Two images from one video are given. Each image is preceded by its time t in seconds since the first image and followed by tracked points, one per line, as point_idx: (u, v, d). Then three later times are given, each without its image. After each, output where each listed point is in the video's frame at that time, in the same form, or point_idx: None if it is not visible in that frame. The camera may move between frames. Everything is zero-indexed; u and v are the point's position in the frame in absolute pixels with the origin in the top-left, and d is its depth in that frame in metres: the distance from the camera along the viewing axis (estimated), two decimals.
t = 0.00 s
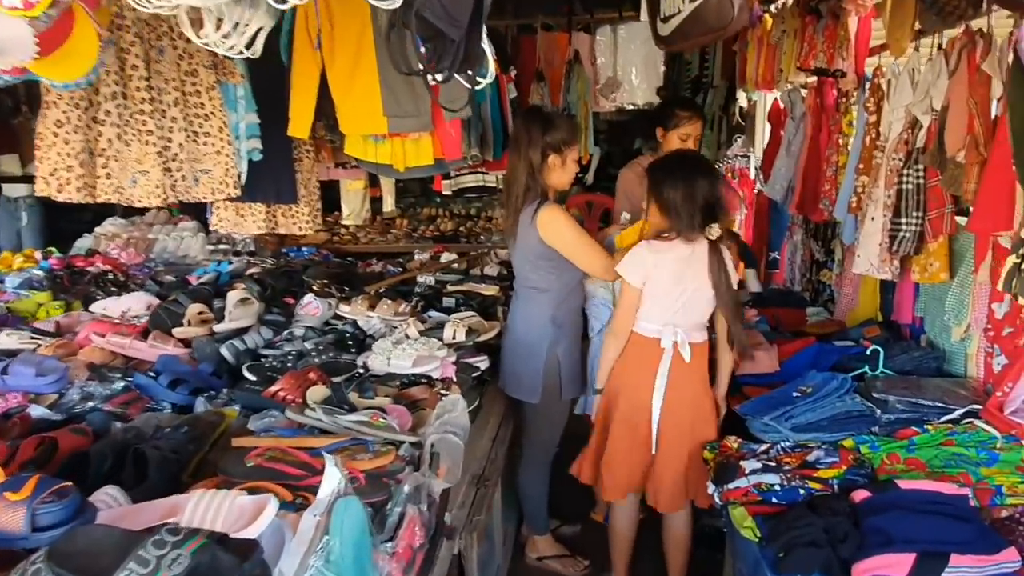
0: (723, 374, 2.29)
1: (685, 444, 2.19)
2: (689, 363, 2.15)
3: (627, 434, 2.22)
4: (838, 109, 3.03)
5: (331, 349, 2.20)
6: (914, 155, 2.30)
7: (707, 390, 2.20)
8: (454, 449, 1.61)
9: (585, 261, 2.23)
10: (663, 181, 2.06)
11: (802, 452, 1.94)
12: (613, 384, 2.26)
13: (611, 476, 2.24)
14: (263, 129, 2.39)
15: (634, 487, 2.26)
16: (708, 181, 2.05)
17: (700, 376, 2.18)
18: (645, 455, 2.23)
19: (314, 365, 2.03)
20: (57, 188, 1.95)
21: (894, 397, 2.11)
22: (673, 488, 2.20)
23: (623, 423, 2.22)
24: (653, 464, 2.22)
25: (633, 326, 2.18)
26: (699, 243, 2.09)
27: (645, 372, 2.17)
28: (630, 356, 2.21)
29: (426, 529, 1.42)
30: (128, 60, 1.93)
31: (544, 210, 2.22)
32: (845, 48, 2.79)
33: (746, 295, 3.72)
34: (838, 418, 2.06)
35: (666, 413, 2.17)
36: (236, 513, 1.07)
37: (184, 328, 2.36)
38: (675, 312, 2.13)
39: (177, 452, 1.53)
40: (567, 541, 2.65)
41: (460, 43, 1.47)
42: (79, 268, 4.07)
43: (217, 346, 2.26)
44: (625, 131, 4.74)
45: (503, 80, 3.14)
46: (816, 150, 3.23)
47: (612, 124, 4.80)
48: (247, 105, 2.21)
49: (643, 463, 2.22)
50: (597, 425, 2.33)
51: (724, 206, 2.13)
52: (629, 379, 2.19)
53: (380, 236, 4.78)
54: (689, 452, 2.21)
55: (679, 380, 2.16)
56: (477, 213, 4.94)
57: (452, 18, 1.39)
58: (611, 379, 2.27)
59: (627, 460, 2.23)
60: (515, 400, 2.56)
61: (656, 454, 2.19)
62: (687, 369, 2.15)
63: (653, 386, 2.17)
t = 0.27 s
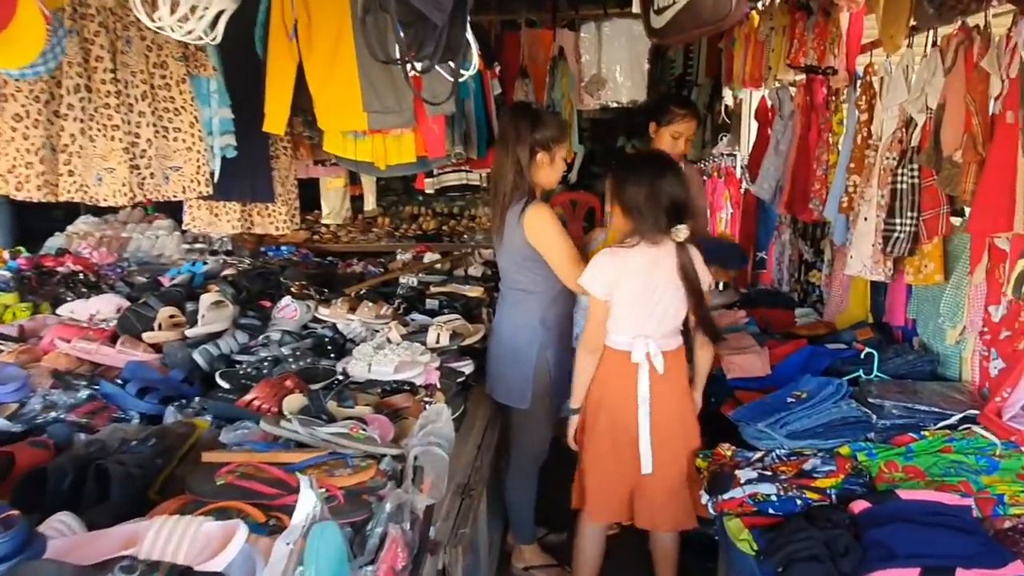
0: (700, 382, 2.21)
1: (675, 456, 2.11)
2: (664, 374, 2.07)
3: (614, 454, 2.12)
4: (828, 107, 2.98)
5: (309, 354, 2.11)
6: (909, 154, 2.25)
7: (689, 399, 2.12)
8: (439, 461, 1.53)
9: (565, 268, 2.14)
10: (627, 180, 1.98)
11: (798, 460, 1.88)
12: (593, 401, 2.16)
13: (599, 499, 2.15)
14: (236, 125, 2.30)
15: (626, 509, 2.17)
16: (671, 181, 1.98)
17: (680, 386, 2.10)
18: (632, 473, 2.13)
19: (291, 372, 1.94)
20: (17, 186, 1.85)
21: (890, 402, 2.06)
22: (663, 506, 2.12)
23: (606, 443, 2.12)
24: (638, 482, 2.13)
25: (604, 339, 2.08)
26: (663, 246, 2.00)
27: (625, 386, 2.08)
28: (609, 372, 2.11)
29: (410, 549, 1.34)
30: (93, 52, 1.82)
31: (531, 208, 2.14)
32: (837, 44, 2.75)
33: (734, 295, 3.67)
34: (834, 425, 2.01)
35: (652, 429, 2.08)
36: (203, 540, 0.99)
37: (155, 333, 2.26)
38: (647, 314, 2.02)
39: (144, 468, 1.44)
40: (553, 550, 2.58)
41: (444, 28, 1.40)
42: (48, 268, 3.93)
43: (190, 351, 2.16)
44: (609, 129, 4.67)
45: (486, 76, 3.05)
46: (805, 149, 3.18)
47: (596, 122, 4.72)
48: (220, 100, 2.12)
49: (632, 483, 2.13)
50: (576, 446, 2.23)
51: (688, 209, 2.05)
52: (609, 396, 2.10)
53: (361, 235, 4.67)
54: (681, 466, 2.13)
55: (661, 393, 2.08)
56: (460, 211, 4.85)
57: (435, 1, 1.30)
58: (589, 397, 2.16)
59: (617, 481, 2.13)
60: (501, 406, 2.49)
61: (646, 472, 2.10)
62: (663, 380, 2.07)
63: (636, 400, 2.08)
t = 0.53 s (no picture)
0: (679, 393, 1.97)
1: (634, 466, 1.91)
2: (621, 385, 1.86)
3: (568, 461, 1.92)
4: (824, 106, 2.93)
5: (295, 359, 2.03)
6: (910, 154, 2.19)
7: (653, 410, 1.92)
8: (432, 474, 1.46)
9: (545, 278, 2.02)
10: (563, 179, 1.78)
11: (801, 469, 1.83)
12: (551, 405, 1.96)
13: (548, 509, 1.95)
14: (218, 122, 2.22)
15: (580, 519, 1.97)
16: (610, 180, 1.76)
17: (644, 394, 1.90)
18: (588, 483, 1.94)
19: (276, 379, 1.86)
20: None
21: (892, 408, 2.01)
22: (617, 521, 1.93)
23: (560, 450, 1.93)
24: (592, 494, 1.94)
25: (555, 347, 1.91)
26: (609, 247, 1.79)
27: (581, 392, 1.88)
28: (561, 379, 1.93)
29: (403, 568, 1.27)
30: (66, 43, 1.74)
31: (519, 209, 2.00)
32: (835, 42, 2.71)
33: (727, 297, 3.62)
34: (836, 432, 1.96)
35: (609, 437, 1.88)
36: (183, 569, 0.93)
37: (134, 337, 2.17)
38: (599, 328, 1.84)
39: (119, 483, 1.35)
40: (547, 558, 2.51)
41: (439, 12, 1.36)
42: (24, 269, 3.81)
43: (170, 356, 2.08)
44: (598, 129, 4.61)
45: (477, 72, 2.98)
46: (800, 149, 3.12)
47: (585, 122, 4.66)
48: (202, 95, 2.06)
49: (587, 491, 1.94)
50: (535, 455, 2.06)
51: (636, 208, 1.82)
52: (565, 400, 1.90)
53: (348, 235, 4.58)
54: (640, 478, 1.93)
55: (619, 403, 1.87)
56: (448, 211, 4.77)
57: None
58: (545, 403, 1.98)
59: (571, 489, 1.93)
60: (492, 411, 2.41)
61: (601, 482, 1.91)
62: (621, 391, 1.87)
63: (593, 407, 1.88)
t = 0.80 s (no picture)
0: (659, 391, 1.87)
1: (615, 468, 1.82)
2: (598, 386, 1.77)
3: (545, 469, 1.81)
4: (816, 102, 2.91)
5: (280, 360, 1.97)
6: (904, 150, 2.12)
7: (631, 411, 1.82)
8: (422, 478, 1.42)
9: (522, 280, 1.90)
10: (534, 172, 1.65)
11: (799, 470, 1.80)
12: (526, 410, 1.86)
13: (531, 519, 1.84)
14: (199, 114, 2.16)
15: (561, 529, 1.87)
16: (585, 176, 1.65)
17: (622, 394, 1.80)
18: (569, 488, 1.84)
19: (260, 380, 1.80)
20: None
21: (889, 407, 1.98)
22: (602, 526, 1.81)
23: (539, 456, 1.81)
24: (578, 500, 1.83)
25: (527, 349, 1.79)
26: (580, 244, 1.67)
27: (556, 394, 1.78)
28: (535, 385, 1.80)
29: None
30: (39, 32, 1.66)
31: (504, 207, 1.88)
32: (828, 37, 2.69)
33: (717, 294, 3.59)
34: (832, 431, 1.94)
35: (588, 440, 1.78)
36: None
37: (112, 337, 2.10)
38: (563, 326, 1.69)
39: (95, 492, 1.29)
40: (537, 561, 2.47)
41: None
42: None
43: (150, 357, 2.01)
44: (585, 126, 4.58)
45: (465, 66, 2.93)
46: (790, 146, 3.10)
47: (572, 119, 4.62)
48: (181, 88, 2.00)
49: (568, 499, 1.83)
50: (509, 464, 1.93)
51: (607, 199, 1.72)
52: (540, 404, 1.80)
53: (333, 232, 4.51)
54: (620, 479, 1.84)
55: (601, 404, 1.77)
56: (435, 208, 4.72)
57: None
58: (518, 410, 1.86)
59: (549, 498, 1.83)
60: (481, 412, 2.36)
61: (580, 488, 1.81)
62: (598, 392, 1.77)
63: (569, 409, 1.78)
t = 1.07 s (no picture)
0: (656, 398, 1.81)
1: (602, 478, 1.74)
2: (586, 392, 1.69)
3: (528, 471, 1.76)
4: (807, 99, 2.89)
5: (263, 362, 1.92)
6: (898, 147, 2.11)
7: (625, 419, 1.73)
8: (409, 484, 1.38)
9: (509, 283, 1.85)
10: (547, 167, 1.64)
11: (793, 472, 1.77)
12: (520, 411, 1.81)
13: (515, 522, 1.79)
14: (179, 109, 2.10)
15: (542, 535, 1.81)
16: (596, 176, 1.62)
17: (615, 401, 1.71)
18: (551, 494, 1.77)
19: (243, 383, 1.75)
20: None
21: (883, 407, 1.95)
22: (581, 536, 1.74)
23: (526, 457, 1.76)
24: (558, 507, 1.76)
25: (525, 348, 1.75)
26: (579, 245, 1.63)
27: (542, 398, 1.72)
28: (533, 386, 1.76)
29: None
30: (12, 24, 1.60)
31: (491, 204, 1.84)
32: (820, 34, 2.66)
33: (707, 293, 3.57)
34: (827, 432, 1.91)
35: (571, 446, 1.71)
36: None
37: (91, 339, 2.04)
38: (549, 329, 1.64)
39: (69, 501, 1.24)
40: (528, 565, 2.43)
41: None
42: None
43: (131, 359, 1.95)
44: (575, 124, 4.54)
45: (454, 62, 2.90)
46: (781, 143, 3.07)
47: (562, 117, 4.59)
48: (161, 83, 1.95)
49: (548, 505, 1.77)
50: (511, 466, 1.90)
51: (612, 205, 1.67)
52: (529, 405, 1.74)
53: (321, 231, 4.46)
54: (605, 487, 1.76)
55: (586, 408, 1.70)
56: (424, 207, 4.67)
57: None
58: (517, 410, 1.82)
59: (533, 502, 1.77)
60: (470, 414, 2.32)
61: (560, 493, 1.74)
62: (585, 397, 1.69)
63: (553, 413, 1.71)
